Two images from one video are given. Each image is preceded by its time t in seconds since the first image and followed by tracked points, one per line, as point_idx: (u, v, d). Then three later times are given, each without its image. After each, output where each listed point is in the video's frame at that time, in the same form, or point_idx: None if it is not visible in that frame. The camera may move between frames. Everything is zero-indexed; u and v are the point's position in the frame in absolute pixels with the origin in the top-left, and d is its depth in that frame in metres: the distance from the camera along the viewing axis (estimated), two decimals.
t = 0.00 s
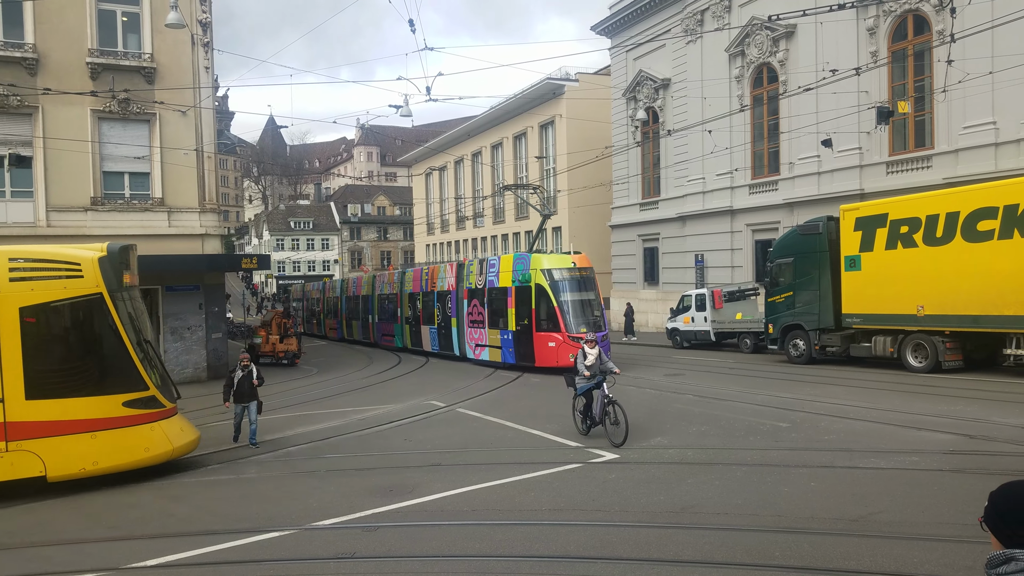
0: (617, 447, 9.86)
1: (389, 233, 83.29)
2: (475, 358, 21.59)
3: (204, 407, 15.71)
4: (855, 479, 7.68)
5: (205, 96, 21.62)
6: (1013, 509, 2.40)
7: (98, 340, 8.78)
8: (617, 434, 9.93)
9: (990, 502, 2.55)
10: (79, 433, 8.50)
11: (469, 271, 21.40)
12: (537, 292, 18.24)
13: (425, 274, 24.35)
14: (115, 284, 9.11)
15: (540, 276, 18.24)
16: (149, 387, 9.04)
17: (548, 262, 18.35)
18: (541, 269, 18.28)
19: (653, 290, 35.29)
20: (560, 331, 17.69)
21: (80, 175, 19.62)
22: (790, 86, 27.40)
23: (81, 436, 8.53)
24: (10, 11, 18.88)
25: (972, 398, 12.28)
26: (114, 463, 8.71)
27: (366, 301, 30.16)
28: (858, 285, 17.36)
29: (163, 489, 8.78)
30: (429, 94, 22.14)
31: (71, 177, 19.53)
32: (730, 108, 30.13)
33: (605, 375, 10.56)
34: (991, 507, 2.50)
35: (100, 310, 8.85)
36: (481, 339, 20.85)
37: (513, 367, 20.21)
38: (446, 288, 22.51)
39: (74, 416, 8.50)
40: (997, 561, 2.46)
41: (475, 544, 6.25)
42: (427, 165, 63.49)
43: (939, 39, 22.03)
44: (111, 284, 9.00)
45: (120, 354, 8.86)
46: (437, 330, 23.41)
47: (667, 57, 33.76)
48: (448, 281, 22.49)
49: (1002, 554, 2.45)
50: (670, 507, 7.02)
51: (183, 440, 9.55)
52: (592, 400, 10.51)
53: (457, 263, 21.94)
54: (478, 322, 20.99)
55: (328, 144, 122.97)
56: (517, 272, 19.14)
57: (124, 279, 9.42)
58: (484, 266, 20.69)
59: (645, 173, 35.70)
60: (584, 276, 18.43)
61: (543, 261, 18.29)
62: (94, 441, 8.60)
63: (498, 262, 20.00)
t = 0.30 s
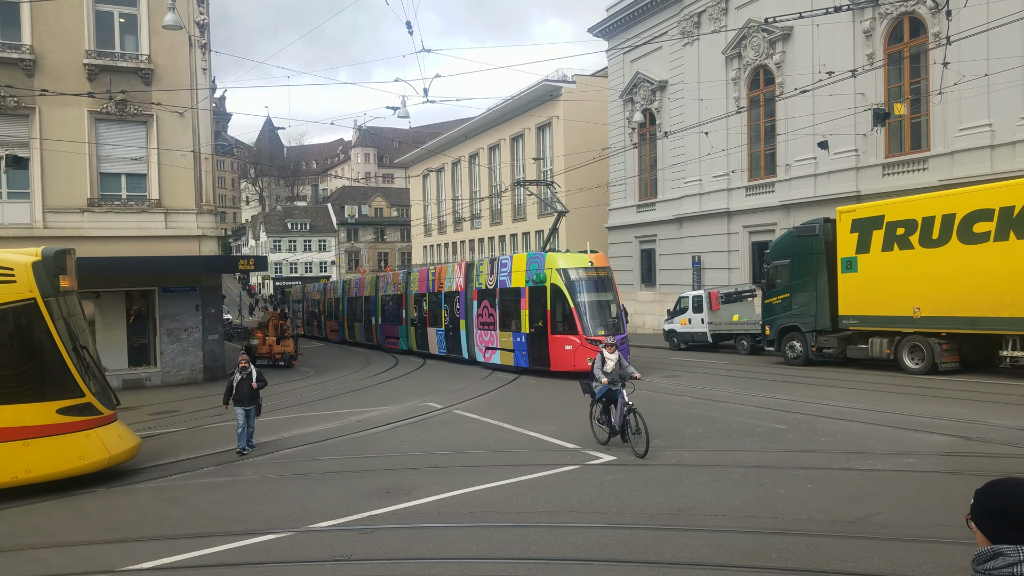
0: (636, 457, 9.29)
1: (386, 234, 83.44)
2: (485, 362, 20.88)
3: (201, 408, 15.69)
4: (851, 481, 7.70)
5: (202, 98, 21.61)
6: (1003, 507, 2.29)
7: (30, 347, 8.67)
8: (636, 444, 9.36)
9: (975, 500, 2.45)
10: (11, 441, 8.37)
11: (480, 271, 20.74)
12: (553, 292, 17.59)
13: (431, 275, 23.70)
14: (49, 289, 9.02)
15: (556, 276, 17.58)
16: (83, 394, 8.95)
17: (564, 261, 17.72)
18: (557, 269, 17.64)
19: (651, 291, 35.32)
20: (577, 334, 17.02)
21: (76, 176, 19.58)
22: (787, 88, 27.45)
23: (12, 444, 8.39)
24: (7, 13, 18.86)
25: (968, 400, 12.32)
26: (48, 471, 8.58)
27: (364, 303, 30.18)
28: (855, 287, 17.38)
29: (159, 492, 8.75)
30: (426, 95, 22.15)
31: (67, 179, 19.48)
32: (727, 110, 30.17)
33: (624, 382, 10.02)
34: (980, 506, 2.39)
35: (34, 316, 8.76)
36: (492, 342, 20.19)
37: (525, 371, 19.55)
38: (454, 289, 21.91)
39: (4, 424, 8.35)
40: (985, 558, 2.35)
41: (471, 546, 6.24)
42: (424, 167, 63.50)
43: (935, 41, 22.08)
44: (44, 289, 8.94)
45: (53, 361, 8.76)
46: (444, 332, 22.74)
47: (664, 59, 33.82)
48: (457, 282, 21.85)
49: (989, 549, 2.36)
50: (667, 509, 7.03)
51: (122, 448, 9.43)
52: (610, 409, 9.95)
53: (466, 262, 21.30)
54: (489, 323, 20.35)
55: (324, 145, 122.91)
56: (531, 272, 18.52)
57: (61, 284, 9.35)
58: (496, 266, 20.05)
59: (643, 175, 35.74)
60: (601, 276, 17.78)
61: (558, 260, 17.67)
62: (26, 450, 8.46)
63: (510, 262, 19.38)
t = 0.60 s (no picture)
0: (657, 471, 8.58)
1: (381, 236, 83.41)
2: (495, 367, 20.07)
3: (196, 412, 15.63)
4: (846, 483, 7.71)
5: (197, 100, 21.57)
6: (986, 505, 2.28)
7: None
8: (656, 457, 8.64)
9: (952, 499, 2.42)
10: None
11: (490, 272, 19.92)
12: (569, 294, 16.76)
13: (436, 276, 22.88)
14: None
15: (572, 276, 16.77)
16: (14, 403, 8.74)
17: (580, 262, 16.90)
18: (573, 269, 16.81)
19: (646, 294, 35.37)
20: (596, 337, 16.17)
21: (70, 178, 19.49)
22: (781, 91, 27.55)
23: None
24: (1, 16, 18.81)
25: (963, 401, 12.34)
26: None
27: (359, 306, 30.12)
28: (850, 289, 17.41)
29: (154, 495, 8.72)
30: (421, 98, 22.17)
31: (61, 181, 19.39)
32: (722, 113, 30.26)
33: (646, 390, 9.28)
34: (966, 502, 2.34)
35: None
36: (502, 346, 19.38)
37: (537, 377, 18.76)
38: (462, 290, 21.15)
39: None
40: (971, 554, 2.32)
41: (468, 549, 6.24)
42: (419, 170, 63.50)
43: (928, 45, 22.18)
44: None
45: None
46: (451, 336, 21.95)
47: (659, 62, 33.91)
48: (464, 283, 21.06)
49: (975, 546, 2.32)
50: (663, 511, 7.04)
51: (54, 459, 9.23)
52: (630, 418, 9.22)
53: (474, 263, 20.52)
54: (499, 327, 19.54)
55: (320, 148, 122.83)
56: (545, 272, 17.70)
57: None
58: (506, 267, 19.24)
59: (638, 178, 35.79)
60: (618, 277, 16.94)
61: (575, 260, 16.85)
62: None
63: (522, 262, 18.58)
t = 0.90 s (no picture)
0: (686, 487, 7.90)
1: (374, 239, 83.23)
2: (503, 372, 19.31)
3: (187, 416, 15.56)
4: (838, 483, 7.74)
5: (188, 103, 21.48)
6: (962, 500, 2.29)
7: None
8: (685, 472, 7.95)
9: (926, 499, 2.43)
10: None
11: (497, 273, 19.30)
12: (584, 295, 16.03)
13: (441, 278, 22.19)
14: None
15: (587, 277, 16.04)
16: None
17: (596, 262, 16.17)
18: (589, 270, 16.09)
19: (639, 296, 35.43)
20: (612, 341, 15.45)
21: (60, 181, 19.37)
22: (773, 94, 27.67)
23: None
24: None
25: (953, 402, 12.40)
26: None
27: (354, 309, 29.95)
28: (841, 291, 17.49)
29: (144, 500, 8.67)
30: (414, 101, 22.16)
31: (51, 184, 19.27)
32: (714, 116, 30.37)
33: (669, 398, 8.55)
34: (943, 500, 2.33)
35: None
36: (511, 350, 18.63)
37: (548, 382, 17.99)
38: (467, 292, 20.46)
39: None
40: (950, 552, 2.32)
41: (461, 552, 6.23)
42: (412, 172, 63.45)
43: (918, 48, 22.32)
44: None
45: None
46: (455, 339, 21.19)
47: (651, 65, 34.01)
48: (470, 285, 20.41)
49: (956, 544, 2.32)
50: (656, 513, 7.05)
51: None
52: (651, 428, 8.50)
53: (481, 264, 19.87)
54: (507, 330, 18.83)
55: (312, 151, 122.61)
56: (558, 273, 17.01)
57: None
58: (515, 267, 18.63)
59: (631, 180, 35.87)
60: (635, 278, 16.19)
61: (590, 260, 16.15)
62: None
63: (533, 263, 17.94)
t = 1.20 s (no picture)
0: (721, 504, 7.20)
1: (363, 243, 82.88)
2: (508, 377, 18.79)
3: (172, 421, 15.44)
4: (824, 484, 7.77)
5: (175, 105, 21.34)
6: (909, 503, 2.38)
7: None
8: (720, 488, 7.25)
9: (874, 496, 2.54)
10: None
11: (503, 274, 18.74)
12: (598, 297, 15.49)
13: (442, 280, 21.67)
14: None
15: (600, 278, 15.50)
16: None
17: (609, 262, 15.64)
18: (602, 270, 15.56)
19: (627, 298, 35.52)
20: (629, 345, 14.93)
21: (43, 184, 19.19)
22: (760, 98, 27.81)
23: None
24: None
25: (939, 404, 12.49)
26: None
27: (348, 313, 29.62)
28: (827, 294, 17.60)
29: (129, 507, 8.58)
30: (402, 104, 22.08)
31: (34, 187, 19.09)
32: (702, 119, 30.52)
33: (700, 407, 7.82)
34: (884, 500, 2.46)
35: None
36: (518, 355, 18.12)
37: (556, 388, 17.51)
38: (470, 295, 19.97)
39: None
40: (894, 547, 2.42)
41: (449, 556, 6.21)
42: (401, 175, 63.36)
43: (903, 53, 22.52)
44: None
45: None
46: (458, 344, 20.64)
47: (640, 69, 34.15)
48: (474, 287, 19.88)
49: (900, 540, 2.42)
50: (645, 516, 7.05)
51: None
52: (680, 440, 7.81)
53: (485, 266, 19.39)
54: (514, 334, 18.30)
55: (301, 154, 122.19)
56: (568, 273, 16.44)
57: None
58: (522, 268, 18.05)
59: (619, 184, 35.95)
60: (651, 279, 15.63)
61: (602, 260, 15.61)
62: None
63: (542, 263, 17.35)
